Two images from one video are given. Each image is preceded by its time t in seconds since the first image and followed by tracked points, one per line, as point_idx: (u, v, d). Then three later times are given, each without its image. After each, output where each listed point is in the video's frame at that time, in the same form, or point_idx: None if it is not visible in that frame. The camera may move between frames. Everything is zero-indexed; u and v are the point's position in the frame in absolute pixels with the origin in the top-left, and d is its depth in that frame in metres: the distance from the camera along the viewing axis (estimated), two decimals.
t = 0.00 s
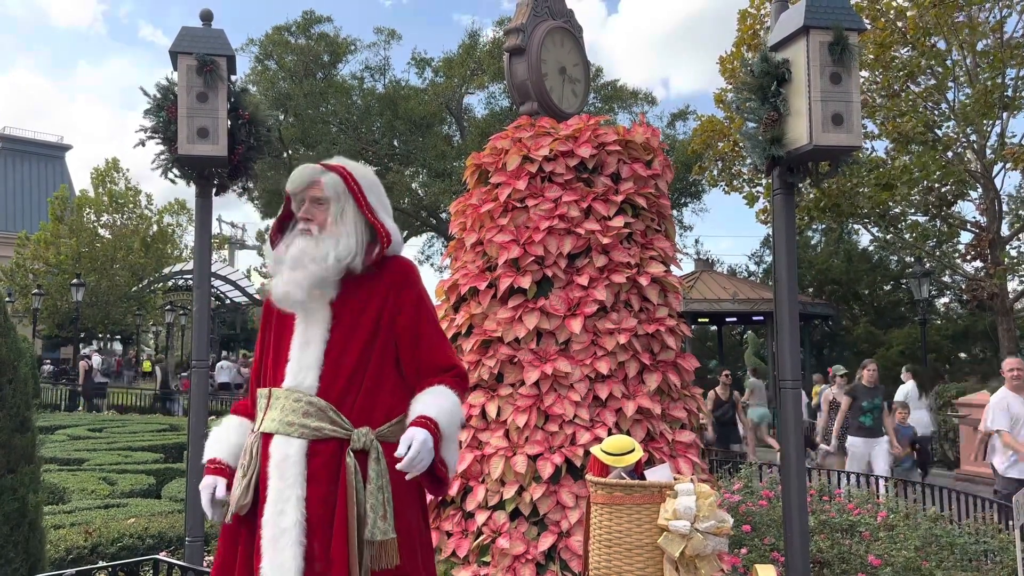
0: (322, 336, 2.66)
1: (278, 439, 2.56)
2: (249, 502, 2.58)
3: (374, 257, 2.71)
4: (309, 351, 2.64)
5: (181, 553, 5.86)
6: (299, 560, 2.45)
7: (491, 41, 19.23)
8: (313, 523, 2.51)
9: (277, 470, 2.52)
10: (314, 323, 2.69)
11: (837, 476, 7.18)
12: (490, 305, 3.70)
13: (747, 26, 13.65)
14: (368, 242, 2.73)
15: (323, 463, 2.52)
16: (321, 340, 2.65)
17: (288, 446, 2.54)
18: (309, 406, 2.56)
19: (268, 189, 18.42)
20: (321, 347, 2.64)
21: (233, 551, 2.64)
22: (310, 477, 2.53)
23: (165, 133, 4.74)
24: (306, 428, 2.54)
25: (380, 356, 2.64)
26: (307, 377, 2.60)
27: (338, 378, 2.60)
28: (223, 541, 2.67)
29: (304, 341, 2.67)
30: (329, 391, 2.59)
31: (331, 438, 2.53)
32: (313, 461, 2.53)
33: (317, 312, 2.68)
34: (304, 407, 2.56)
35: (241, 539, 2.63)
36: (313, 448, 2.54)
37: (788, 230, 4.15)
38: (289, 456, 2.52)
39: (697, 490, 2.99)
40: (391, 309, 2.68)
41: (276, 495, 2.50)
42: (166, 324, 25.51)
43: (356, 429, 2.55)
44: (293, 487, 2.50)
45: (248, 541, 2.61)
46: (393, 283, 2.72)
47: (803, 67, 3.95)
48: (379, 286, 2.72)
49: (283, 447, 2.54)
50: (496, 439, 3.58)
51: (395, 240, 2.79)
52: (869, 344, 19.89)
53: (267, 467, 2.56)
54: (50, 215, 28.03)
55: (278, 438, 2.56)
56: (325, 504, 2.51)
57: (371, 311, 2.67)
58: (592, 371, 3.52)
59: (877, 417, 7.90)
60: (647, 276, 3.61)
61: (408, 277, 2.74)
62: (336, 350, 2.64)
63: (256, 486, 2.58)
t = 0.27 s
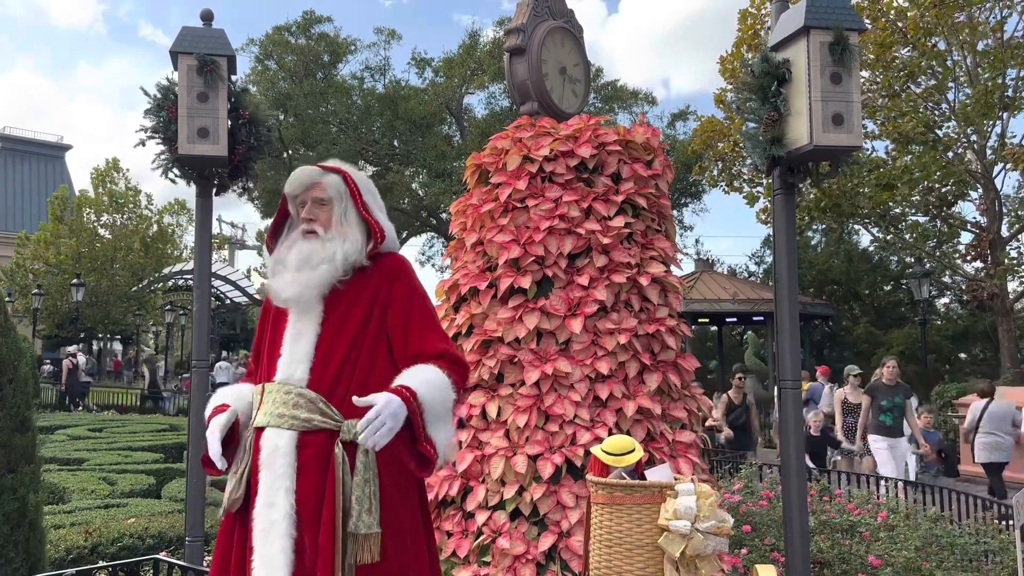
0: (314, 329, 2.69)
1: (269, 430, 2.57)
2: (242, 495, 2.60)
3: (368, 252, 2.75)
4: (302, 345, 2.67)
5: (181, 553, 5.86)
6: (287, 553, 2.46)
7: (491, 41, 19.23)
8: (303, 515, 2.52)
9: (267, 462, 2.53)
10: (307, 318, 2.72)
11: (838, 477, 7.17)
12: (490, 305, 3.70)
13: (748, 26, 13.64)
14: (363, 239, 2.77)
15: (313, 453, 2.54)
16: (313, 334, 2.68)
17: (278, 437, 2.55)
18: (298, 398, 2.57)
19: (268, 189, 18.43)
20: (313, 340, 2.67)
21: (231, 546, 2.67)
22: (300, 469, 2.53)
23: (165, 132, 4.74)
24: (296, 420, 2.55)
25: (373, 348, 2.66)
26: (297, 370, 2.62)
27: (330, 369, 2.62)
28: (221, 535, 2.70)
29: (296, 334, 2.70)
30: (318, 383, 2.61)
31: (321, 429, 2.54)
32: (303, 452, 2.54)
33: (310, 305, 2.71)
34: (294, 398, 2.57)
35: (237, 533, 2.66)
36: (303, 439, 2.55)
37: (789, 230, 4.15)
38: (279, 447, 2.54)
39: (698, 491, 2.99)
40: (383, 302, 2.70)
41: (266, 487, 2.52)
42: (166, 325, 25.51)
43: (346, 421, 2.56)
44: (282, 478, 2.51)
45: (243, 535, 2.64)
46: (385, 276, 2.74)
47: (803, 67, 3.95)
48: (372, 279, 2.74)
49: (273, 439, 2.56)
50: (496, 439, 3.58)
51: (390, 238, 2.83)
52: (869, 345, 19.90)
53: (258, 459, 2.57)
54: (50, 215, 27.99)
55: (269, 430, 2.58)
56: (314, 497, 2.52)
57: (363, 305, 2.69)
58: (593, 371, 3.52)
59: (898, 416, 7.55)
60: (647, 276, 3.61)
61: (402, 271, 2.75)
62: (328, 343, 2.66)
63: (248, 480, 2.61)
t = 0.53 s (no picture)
0: (315, 328, 2.78)
1: (271, 428, 2.67)
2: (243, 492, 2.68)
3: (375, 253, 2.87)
4: (302, 342, 2.75)
5: (181, 553, 5.85)
6: (285, 548, 2.53)
7: (492, 41, 19.23)
8: (301, 513, 2.59)
9: (268, 458, 2.62)
10: (309, 316, 2.81)
11: (839, 478, 7.16)
12: (490, 305, 3.70)
13: (748, 26, 13.63)
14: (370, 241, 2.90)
15: (312, 451, 2.62)
16: (314, 331, 2.77)
17: (279, 435, 2.64)
18: (299, 394, 2.66)
19: (269, 190, 18.43)
20: (314, 337, 2.76)
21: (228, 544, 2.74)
22: (299, 466, 2.61)
23: (165, 133, 4.74)
24: (297, 417, 2.64)
25: (374, 344, 2.75)
26: (298, 365, 2.71)
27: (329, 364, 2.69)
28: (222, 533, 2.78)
29: (297, 330, 2.79)
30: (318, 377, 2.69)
31: (321, 426, 2.63)
32: (303, 450, 2.62)
33: (312, 303, 2.80)
34: (295, 395, 2.66)
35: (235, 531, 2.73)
36: (302, 436, 2.63)
37: (789, 230, 4.15)
38: (280, 444, 2.62)
39: (698, 491, 2.99)
40: (385, 301, 2.80)
41: (265, 484, 2.60)
42: (166, 325, 25.50)
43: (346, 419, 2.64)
44: (282, 475, 2.59)
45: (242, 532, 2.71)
46: (387, 276, 2.84)
47: (803, 68, 3.95)
48: (374, 279, 2.84)
49: (274, 436, 2.65)
50: (496, 439, 3.57)
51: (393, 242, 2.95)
52: (869, 345, 19.90)
53: (259, 456, 2.66)
54: (50, 215, 27.96)
55: (271, 427, 2.67)
56: (312, 494, 2.59)
57: (365, 303, 2.78)
58: (593, 372, 3.52)
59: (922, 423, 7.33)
60: (647, 276, 3.61)
61: (404, 271, 2.85)
62: (329, 339, 2.75)
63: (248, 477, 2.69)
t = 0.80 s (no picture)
0: (323, 327, 2.84)
1: (279, 427, 2.70)
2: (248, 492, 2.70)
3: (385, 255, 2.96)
4: (310, 342, 2.81)
5: (181, 553, 5.85)
6: (293, 547, 2.56)
7: (492, 41, 19.24)
8: (308, 511, 2.63)
9: (277, 456, 2.65)
10: (318, 314, 2.86)
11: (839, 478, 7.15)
12: (490, 305, 3.70)
13: (748, 27, 13.63)
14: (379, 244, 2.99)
15: (322, 450, 2.66)
16: (322, 330, 2.83)
17: (288, 433, 2.68)
18: (308, 393, 2.71)
19: (268, 190, 18.44)
20: (322, 338, 2.82)
21: (232, 542, 2.75)
22: (308, 465, 2.65)
23: (165, 133, 4.74)
24: (306, 415, 2.68)
25: (382, 347, 2.85)
26: (307, 365, 2.77)
27: (337, 365, 2.76)
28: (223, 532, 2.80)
29: (307, 329, 2.85)
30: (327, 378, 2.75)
31: (331, 425, 2.67)
32: (312, 449, 2.66)
33: (321, 302, 2.86)
34: (304, 394, 2.71)
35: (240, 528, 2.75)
36: (312, 435, 2.67)
37: (789, 230, 4.15)
38: (289, 443, 2.66)
39: (698, 492, 2.98)
40: (394, 303, 2.88)
41: (274, 483, 2.63)
42: (166, 325, 25.51)
43: (355, 420, 2.69)
44: (291, 474, 2.63)
45: (248, 531, 2.73)
46: (394, 279, 2.92)
47: (803, 68, 3.94)
48: (382, 282, 2.92)
49: (283, 435, 2.68)
50: (496, 439, 3.57)
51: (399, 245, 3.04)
52: (869, 345, 19.89)
53: (266, 455, 2.69)
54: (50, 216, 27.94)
55: (279, 426, 2.71)
56: (320, 493, 2.63)
57: (374, 306, 2.87)
58: (593, 372, 3.51)
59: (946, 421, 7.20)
60: (648, 277, 3.61)
61: (411, 275, 2.93)
62: (337, 339, 2.82)
63: (254, 476, 2.72)
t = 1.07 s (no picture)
0: (330, 325, 2.84)
1: (285, 425, 2.70)
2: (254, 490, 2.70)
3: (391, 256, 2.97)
4: (317, 340, 2.81)
5: (181, 553, 5.85)
6: (303, 545, 2.56)
7: (492, 41, 19.24)
8: (316, 509, 2.63)
9: (284, 454, 2.65)
10: (324, 313, 2.87)
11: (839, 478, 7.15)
12: (490, 306, 3.70)
13: (748, 27, 13.63)
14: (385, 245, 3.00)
15: (328, 448, 2.66)
16: (329, 329, 2.83)
17: (295, 431, 2.68)
18: (314, 391, 2.71)
19: (268, 190, 18.45)
20: (329, 336, 2.82)
21: (238, 541, 2.74)
22: (316, 463, 2.65)
23: (165, 133, 4.73)
24: (312, 414, 2.69)
25: (387, 347, 2.86)
26: (314, 364, 2.77)
27: (344, 363, 2.77)
28: (227, 532, 2.79)
29: (313, 328, 2.85)
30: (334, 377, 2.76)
31: (339, 423, 2.68)
32: (319, 447, 2.66)
33: (328, 301, 2.86)
34: (310, 393, 2.71)
35: (247, 526, 2.74)
36: (318, 433, 2.68)
37: (789, 230, 4.15)
38: (295, 441, 2.66)
39: (698, 492, 2.98)
40: (400, 304, 2.89)
41: (281, 481, 2.63)
42: (167, 325, 25.53)
43: (361, 418, 2.71)
44: (298, 472, 2.62)
45: (255, 529, 2.73)
46: (401, 280, 2.94)
47: (804, 68, 3.94)
48: (388, 283, 2.93)
49: (289, 433, 2.68)
50: (497, 440, 3.57)
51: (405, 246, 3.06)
52: (869, 346, 19.90)
53: (272, 453, 2.69)
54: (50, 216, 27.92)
55: (285, 425, 2.71)
56: (328, 491, 2.63)
57: (381, 306, 2.88)
58: (594, 372, 3.51)
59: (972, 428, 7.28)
60: (648, 277, 3.61)
61: (416, 277, 2.95)
62: (343, 338, 2.82)
63: (260, 475, 2.71)
